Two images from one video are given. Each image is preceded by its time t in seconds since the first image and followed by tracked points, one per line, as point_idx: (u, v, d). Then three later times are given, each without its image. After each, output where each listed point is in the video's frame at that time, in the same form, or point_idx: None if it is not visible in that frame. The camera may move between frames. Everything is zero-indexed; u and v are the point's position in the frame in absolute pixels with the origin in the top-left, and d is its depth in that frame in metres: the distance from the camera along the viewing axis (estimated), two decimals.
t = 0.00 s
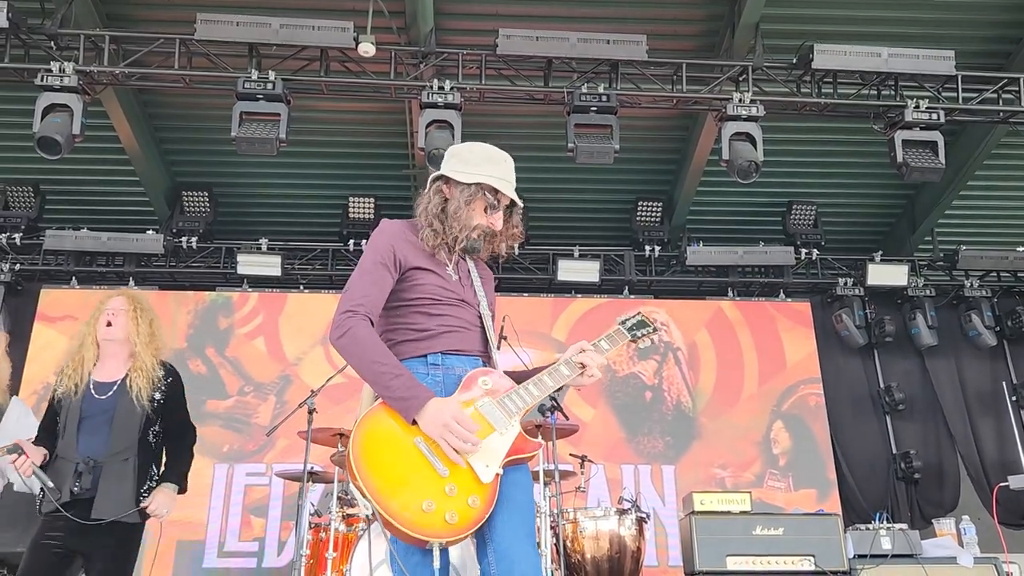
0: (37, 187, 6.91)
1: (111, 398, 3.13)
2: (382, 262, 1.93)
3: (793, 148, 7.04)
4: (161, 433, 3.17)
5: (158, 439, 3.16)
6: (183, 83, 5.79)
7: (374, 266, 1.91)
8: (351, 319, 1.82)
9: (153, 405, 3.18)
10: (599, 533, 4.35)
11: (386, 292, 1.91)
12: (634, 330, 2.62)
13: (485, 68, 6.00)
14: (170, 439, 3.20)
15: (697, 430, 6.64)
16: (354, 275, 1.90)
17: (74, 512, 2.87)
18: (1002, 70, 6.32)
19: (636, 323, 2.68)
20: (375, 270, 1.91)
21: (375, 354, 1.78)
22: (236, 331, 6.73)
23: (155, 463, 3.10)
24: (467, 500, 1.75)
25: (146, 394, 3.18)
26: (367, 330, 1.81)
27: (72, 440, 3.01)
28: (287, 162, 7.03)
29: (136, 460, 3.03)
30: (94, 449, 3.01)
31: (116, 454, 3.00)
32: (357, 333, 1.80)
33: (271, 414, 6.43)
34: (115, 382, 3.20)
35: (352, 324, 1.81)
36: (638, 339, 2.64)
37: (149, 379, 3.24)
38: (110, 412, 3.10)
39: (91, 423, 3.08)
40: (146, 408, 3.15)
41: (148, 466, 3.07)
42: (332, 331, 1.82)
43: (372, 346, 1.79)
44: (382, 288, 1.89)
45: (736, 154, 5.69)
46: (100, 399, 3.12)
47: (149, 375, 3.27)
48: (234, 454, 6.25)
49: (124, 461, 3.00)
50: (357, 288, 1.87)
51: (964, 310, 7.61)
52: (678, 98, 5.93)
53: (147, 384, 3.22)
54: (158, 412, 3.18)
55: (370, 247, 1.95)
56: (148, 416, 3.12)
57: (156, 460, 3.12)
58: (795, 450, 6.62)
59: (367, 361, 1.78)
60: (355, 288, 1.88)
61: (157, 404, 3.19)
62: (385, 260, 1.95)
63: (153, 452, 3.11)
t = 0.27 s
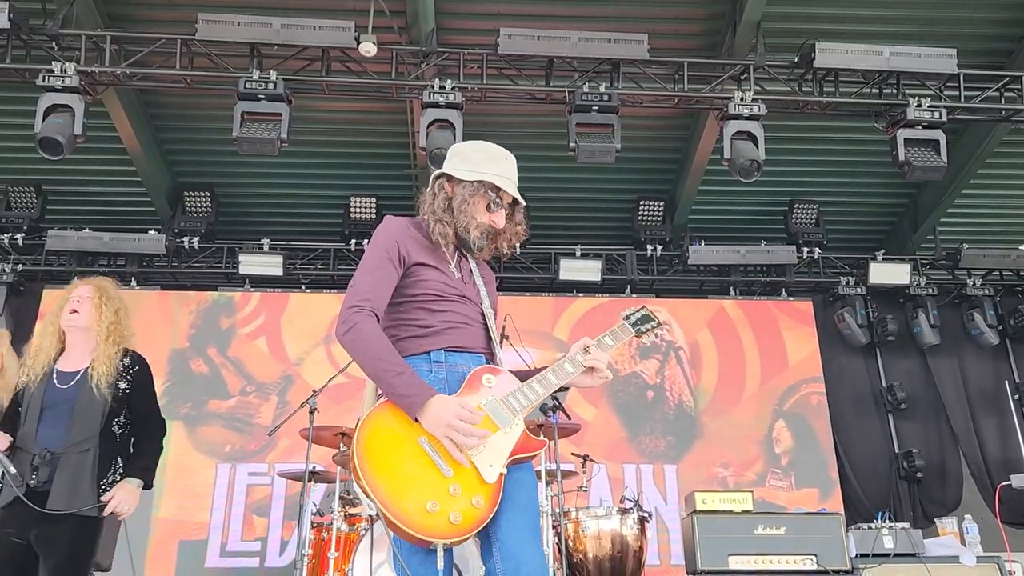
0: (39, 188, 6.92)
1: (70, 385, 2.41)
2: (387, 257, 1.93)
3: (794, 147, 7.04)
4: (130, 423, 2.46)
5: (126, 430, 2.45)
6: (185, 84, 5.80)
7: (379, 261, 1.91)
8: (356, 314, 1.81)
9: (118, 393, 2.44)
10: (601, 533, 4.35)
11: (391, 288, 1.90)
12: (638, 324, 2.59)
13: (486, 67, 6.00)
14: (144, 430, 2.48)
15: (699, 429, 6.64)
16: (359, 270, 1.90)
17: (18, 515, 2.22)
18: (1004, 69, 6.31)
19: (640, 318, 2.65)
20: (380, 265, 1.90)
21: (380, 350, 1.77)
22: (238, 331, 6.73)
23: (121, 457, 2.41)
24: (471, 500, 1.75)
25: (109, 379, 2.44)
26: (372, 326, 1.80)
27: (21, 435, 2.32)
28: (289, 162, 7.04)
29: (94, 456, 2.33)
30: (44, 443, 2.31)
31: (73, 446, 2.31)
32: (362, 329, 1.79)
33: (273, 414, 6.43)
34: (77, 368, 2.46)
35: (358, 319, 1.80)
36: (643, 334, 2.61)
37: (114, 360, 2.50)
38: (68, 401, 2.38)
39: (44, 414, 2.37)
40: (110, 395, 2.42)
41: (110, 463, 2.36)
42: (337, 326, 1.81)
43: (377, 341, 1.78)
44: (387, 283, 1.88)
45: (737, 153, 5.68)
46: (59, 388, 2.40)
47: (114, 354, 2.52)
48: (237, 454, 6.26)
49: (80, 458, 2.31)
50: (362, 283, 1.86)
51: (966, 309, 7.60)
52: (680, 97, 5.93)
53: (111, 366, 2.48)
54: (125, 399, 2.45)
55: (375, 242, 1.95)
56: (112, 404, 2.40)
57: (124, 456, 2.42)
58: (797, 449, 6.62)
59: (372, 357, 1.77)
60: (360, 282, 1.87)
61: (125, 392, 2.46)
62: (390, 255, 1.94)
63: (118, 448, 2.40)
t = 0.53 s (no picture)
0: (43, 188, 6.94)
1: (48, 374, 2.50)
2: (392, 253, 1.93)
3: (797, 145, 7.03)
4: (106, 412, 2.58)
5: (103, 418, 2.58)
6: (188, 83, 5.81)
7: (384, 257, 1.91)
8: (360, 310, 1.81)
9: (95, 381, 2.55)
10: (605, 532, 4.35)
11: (395, 285, 1.89)
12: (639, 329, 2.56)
13: (489, 66, 6.00)
14: (120, 419, 2.60)
15: (702, 428, 6.63)
16: (365, 266, 1.89)
17: None
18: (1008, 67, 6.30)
19: (641, 323, 2.60)
20: (385, 262, 1.90)
21: (382, 347, 1.77)
22: (242, 331, 6.74)
23: (100, 445, 2.55)
24: (469, 503, 1.76)
25: (86, 368, 2.54)
26: (375, 324, 1.80)
27: None
28: (292, 162, 7.05)
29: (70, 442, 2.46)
30: (23, 431, 2.41)
31: (52, 435, 2.42)
32: (366, 326, 1.79)
33: (277, 414, 6.43)
34: (53, 357, 2.55)
35: (362, 316, 1.80)
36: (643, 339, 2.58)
37: (92, 348, 2.60)
38: (47, 389, 2.47)
39: (21, 401, 2.45)
40: (87, 383, 2.53)
41: (88, 450, 2.49)
42: (341, 322, 1.81)
43: (380, 339, 1.78)
44: (392, 280, 1.88)
45: (740, 151, 5.68)
46: (35, 376, 2.49)
47: (91, 342, 2.62)
48: (240, 454, 6.27)
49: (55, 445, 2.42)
50: (366, 280, 1.86)
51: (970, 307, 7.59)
52: (682, 95, 5.93)
53: (87, 353, 2.57)
54: (102, 388, 2.57)
55: (381, 238, 1.94)
56: (90, 394, 2.52)
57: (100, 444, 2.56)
58: (800, 448, 6.61)
59: (375, 355, 1.77)
60: (364, 279, 1.86)
61: (102, 382, 2.57)
62: (395, 251, 1.94)
63: (95, 437, 2.54)
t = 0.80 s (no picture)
0: (48, 188, 6.96)
1: (22, 364, 2.42)
2: (388, 257, 1.94)
3: (802, 144, 7.02)
4: (87, 401, 2.49)
5: (83, 410, 2.49)
6: (192, 84, 5.82)
7: (380, 261, 1.92)
8: (358, 313, 1.82)
9: (71, 370, 2.46)
10: (609, 531, 4.35)
11: (392, 289, 1.90)
12: (637, 330, 2.59)
13: (492, 66, 6.00)
14: (101, 409, 2.51)
15: (706, 427, 6.62)
16: (360, 271, 1.90)
17: None
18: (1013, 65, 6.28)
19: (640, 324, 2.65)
20: (381, 266, 1.91)
21: (382, 348, 1.78)
22: (246, 331, 6.76)
23: (79, 437, 2.45)
24: (477, 491, 1.76)
25: (61, 357, 2.45)
26: (374, 325, 1.81)
27: None
28: (296, 162, 7.05)
29: (47, 434, 2.37)
30: None
31: (24, 426, 2.34)
32: (365, 328, 1.80)
33: (281, 413, 6.44)
34: (28, 347, 2.47)
35: (361, 319, 1.81)
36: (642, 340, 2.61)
37: (68, 337, 2.51)
38: (20, 380, 2.40)
39: None
40: (62, 372, 2.44)
41: (64, 442, 2.39)
42: (340, 326, 1.82)
43: (379, 340, 1.78)
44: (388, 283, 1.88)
45: (744, 150, 5.67)
46: (9, 366, 2.42)
47: (68, 331, 2.54)
48: (244, 454, 6.27)
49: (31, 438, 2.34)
50: (364, 284, 1.87)
51: (975, 306, 7.57)
52: (686, 94, 5.92)
53: (63, 342, 2.49)
54: (80, 376, 2.47)
55: (377, 244, 1.96)
56: (65, 384, 2.43)
57: (83, 436, 2.47)
58: (805, 448, 6.60)
59: (375, 355, 1.77)
60: (362, 283, 1.87)
61: (79, 371, 2.47)
62: (391, 256, 1.95)
63: (77, 428, 2.45)
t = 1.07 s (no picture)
0: (53, 188, 6.98)
1: None
2: (389, 259, 1.94)
3: (806, 144, 7.01)
4: (71, 388, 2.34)
5: (67, 397, 2.34)
6: (197, 84, 5.83)
7: (381, 263, 1.92)
8: (359, 315, 1.82)
9: (51, 356, 2.30)
10: (614, 531, 4.35)
11: (393, 290, 1.91)
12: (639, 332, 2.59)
13: (497, 66, 6.00)
14: (86, 396, 2.36)
15: (711, 427, 6.62)
16: (361, 273, 1.91)
17: None
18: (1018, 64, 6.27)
19: (641, 326, 2.65)
20: (381, 268, 1.92)
21: (382, 350, 1.78)
22: (251, 331, 6.77)
23: (63, 425, 2.31)
24: (478, 493, 1.76)
25: (41, 341, 2.30)
26: (375, 327, 1.81)
27: None
28: (300, 163, 7.06)
29: (26, 422, 2.23)
30: None
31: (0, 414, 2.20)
32: (366, 330, 1.80)
33: (286, 413, 6.45)
34: (7, 333, 2.33)
35: (362, 321, 1.81)
36: (644, 342, 2.61)
37: (49, 321, 2.35)
38: None
39: None
40: (41, 358, 2.28)
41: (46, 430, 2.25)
42: (341, 328, 1.82)
43: (380, 343, 1.78)
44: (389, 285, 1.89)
45: (749, 150, 5.66)
46: None
47: (50, 314, 2.38)
48: (249, 453, 6.29)
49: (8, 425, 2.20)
50: (365, 286, 1.87)
51: (980, 306, 7.55)
52: (690, 94, 5.92)
53: (44, 325, 2.34)
54: (61, 362, 2.32)
55: (378, 245, 1.96)
56: (44, 369, 2.28)
57: (67, 425, 2.33)
58: (810, 448, 6.59)
59: (375, 357, 1.77)
60: (363, 284, 1.87)
61: (59, 355, 2.32)
62: (392, 257, 1.96)
63: (59, 417, 2.31)
